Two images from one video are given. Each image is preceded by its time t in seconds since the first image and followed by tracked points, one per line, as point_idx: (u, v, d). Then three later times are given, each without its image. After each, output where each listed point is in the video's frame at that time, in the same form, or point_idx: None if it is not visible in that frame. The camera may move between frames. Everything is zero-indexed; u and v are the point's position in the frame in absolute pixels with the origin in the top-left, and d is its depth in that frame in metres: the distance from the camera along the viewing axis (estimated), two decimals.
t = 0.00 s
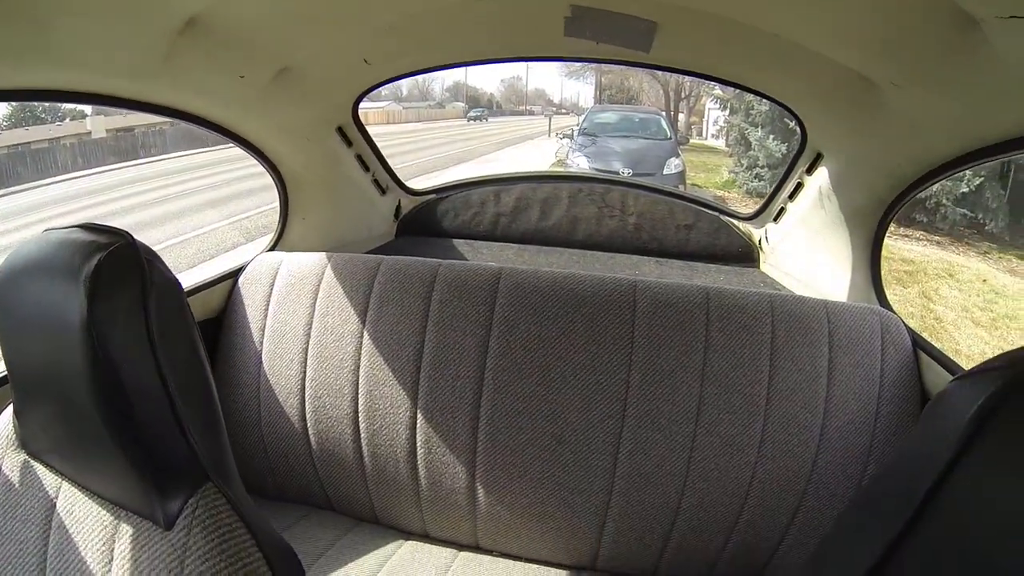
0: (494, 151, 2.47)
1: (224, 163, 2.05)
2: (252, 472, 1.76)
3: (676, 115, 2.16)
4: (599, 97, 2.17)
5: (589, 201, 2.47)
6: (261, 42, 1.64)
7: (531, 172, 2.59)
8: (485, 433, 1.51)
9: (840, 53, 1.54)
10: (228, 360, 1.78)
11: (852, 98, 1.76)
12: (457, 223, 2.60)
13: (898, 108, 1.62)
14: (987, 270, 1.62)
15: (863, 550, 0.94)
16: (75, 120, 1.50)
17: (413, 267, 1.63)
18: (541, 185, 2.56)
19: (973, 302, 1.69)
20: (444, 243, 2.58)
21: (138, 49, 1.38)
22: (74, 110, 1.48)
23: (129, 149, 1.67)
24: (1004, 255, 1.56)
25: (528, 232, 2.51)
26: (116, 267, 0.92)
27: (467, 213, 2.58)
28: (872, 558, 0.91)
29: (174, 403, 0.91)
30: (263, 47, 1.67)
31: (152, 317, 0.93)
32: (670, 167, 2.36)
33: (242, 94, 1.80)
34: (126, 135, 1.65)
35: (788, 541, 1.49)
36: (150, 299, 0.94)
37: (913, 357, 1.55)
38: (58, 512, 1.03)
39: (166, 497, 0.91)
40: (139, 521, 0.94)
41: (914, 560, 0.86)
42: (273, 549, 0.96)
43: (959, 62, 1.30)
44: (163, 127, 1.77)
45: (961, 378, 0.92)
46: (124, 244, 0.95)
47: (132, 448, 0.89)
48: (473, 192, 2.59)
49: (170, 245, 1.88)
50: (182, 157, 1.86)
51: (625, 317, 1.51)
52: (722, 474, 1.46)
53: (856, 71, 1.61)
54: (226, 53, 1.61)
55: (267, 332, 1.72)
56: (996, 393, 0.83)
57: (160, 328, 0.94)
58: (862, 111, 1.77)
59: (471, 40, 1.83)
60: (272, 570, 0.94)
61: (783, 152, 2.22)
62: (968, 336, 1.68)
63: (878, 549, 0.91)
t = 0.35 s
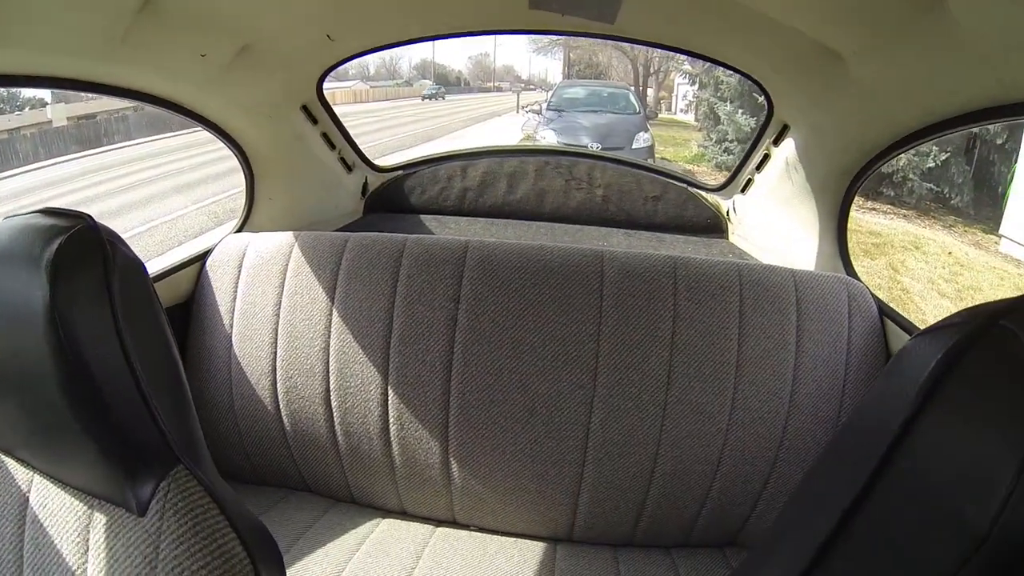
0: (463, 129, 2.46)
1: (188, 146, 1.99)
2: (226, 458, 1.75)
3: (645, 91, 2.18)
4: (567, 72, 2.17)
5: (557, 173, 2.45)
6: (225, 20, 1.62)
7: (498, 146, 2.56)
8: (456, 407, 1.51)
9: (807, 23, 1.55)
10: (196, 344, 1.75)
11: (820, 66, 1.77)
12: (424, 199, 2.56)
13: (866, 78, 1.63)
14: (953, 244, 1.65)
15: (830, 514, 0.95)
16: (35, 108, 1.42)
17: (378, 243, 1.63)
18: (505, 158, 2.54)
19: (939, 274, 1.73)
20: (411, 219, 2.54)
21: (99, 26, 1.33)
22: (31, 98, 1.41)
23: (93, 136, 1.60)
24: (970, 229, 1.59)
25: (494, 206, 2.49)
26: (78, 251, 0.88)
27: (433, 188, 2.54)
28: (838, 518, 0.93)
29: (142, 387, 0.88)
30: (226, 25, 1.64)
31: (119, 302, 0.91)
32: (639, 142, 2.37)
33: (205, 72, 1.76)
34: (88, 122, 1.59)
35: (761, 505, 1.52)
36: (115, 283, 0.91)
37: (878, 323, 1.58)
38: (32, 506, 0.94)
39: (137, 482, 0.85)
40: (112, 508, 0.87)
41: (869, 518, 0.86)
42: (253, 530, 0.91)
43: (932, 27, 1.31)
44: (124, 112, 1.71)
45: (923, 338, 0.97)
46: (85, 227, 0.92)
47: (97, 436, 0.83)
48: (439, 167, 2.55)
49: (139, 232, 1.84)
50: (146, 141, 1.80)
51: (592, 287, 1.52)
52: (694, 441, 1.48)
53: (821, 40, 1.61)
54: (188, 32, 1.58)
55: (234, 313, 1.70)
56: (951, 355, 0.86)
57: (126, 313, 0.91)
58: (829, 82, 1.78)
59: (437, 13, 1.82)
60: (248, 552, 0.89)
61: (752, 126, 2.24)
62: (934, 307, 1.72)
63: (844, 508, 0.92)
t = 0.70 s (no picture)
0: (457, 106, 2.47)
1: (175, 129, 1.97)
2: (219, 439, 1.75)
3: (636, 68, 2.17)
4: (558, 49, 2.16)
5: (546, 149, 2.45)
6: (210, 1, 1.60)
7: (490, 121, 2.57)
8: (446, 384, 1.52)
9: (798, 1, 1.53)
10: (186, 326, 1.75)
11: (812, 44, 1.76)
12: (413, 176, 2.54)
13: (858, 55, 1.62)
14: (944, 224, 1.69)
15: (814, 486, 0.81)
16: (19, 95, 1.39)
17: (366, 222, 1.62)
18: (495, 135, 2.54)
19: (929, 254, 1.75)
20: (400, 195, 2.53)
21: (83, 9, 1.32)
22: (15, 85, 1.38)
23: (80, 122, 1.58)
24: (961, 210, 1.64)
25: (484, 180, 2.46)
26: (64, 235, 0.87)
27: (422, 164, 2.53)
28: (819, 493, 0.79)
29: (130, 372, 0.87)
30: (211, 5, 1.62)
31: (106, 288, 0.89)
32: (630, 118, 2.37)
33: (190, 53, 1.74)
34: (76, 108, 1.56)
35: (751, 481, 1.53)
36: (101, 269, 0.89)
37: (867, 301, 1.58)
38: (26, 492, 0.93)
39: (126, 466, 0.85)
40: (105, 491, 0.87)
41: (851, 492, 0.73)
42: (244, 506, 0.91)
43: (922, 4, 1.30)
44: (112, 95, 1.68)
45: (907, 314, 0.84)
46: (69, 213, 0.90)
47: (84, 421, 0.83)
48: (427, 145, 2.55)
49: (129, 216, 1.83)
50: (134, 124, 1.78)
51: (581, 262, 1.52)
52: (683, 417, 1.50)
53: (814, 18, 1.60)
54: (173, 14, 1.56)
55: (223, 294, 1.70)
56: (936, 329, 0.73)
57: (113, 297, 0.89)
58: (820, 60, 1.78)
59: None
60: (239, 531, 0.87)
61: (744, 104, 2.23)
62: (923, 286, 1.74)
63: (826, 482, 0.78)
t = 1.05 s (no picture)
0: (459, 82, 2.47)
1: (173, 110, 1.95)
2: (219, 418, 1.76)
3: (637, 45, 2.19)
4: (558, 26, 2.20)
5: (545, 125, 2.42)
6: None
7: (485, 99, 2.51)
8: (445, 361, 1.52)
9: None
10: (185, 304, 1.75)
11: (819, 21, 1.73)
12: (412, 152, 2.53)
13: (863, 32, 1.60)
14: (945, 208, 1.67)
15: (811, 464, 0.79)
16: (15, 79, 1.38)
17: (364, 199, 1.61)
18: (494, 111, 2.48)
19: (929, 237, 1.73)
20: (399, 173, 2.51)
21: None
22: (10, 69, 1.37)
23: (76, 104, 1.57)
24: (964, 194, 1.62)
25: (484, 157, 2.45)
26: (58, 217, 0.84)
27: (421, 141, 2.51)
28: (816, 472, 0.77)
29: (131, 357, 0.85)
30: None
31: (102, 270, 0.86)
32: (631, 97, 2.36)
33: (186, 31, 1.73)
34: (73, 90, 1.55)
35: (749, 459, 1.54)
36: (98, 251, 0.87)
37: (867, 282, 1.57)
38: (26, 475, 0.92)
39: (123, 445, 0.84)
40: (105, 473, 0.87)
41: (849, 472, 0.71)
42: (241, 488, 0.90)
43: None
44: (109, 78, 1.67)
45: (908, 293, 0.81)
46: (63, 195, 0.87)
47: (86, 406, 0.82)
48: (426, 121, 2.53)
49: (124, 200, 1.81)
50: (132, 106, 1.77)
51: (579, 238, 1.52)
52: (682, 395, 1.49)
53: None
54: None
55: (222, 272, 1.70)
56: (936, 310, 0.71)
57: (110, 280, 0.87)
58: (826, 37, 1.75)
59: None
60: (238, 511, 0.88)
61: (746, 83, 2.22)
62: (923, 268, 1.73)
63: (824, 461, 0.76)
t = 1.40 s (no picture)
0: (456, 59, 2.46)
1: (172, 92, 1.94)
2: (222, 397, 1.76)
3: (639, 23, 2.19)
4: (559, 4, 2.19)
5: (547, 102, 2.41)
6: None
7: (490, 74, 2.50)
8: (448, 339, 1.52)
9: None
10: (187, 283, 1.74)
11: None
12: (413, 129, 2.51)
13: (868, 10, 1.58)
14: (948, 191, 1.67)
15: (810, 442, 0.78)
16: (12, 64, 1.36)
17: (365, 176, 1.60)
18: (496, 87, 2.48)
19: (930, 220, 1.73)
20: (400, 150, 2.49)
21: None
22: (6, 54, 1.34)
23: (71, 88, 1.55)
24: (967, 177, 1.62)
25: (485, 134, 2.43)
26: (58, 195, 0.85)
27: (422, 118, 2.50)
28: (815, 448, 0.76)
29: (133, 334, 0.85)
30: None
31: (103, 247, 0.86)
32: (632, 74, 2.36)
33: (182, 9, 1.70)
34: (69, 74, 1.53)
35: (750, 437, 1.54)
36: (98, 228, 0.87)
37: (871, 262, 1.57)
38: (31, 458, 0.92)
39: (129, 424, 0.84)
40: (110, 453, 0.87)
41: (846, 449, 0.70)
42: (247, 466, 0.90)
43: None
44: (105, 60, 1.65)
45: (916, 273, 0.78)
46: (62, 174, 0.87)
47: (88, 385, 0.82)
48: (428, 98, 2.51)
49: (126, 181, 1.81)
50: (130, 87, 1.76)
51: (583, 213, 1.51)
52: (684, 371, 1.50)
53: None
54: None
55: (224, 250, 1.69)
56: (943, 290, 0.68)
57: (110, 259, 0.87)
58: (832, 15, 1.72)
59: None
60: (243, 489, 0.88)
61: (749, 63, 2.20)
62: (923, 250, 1.73)
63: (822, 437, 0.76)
